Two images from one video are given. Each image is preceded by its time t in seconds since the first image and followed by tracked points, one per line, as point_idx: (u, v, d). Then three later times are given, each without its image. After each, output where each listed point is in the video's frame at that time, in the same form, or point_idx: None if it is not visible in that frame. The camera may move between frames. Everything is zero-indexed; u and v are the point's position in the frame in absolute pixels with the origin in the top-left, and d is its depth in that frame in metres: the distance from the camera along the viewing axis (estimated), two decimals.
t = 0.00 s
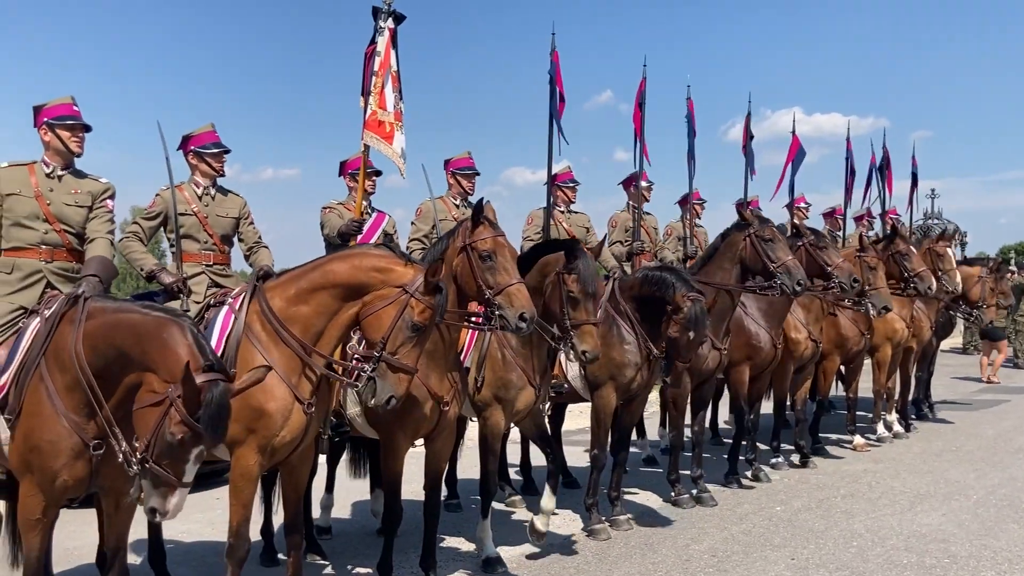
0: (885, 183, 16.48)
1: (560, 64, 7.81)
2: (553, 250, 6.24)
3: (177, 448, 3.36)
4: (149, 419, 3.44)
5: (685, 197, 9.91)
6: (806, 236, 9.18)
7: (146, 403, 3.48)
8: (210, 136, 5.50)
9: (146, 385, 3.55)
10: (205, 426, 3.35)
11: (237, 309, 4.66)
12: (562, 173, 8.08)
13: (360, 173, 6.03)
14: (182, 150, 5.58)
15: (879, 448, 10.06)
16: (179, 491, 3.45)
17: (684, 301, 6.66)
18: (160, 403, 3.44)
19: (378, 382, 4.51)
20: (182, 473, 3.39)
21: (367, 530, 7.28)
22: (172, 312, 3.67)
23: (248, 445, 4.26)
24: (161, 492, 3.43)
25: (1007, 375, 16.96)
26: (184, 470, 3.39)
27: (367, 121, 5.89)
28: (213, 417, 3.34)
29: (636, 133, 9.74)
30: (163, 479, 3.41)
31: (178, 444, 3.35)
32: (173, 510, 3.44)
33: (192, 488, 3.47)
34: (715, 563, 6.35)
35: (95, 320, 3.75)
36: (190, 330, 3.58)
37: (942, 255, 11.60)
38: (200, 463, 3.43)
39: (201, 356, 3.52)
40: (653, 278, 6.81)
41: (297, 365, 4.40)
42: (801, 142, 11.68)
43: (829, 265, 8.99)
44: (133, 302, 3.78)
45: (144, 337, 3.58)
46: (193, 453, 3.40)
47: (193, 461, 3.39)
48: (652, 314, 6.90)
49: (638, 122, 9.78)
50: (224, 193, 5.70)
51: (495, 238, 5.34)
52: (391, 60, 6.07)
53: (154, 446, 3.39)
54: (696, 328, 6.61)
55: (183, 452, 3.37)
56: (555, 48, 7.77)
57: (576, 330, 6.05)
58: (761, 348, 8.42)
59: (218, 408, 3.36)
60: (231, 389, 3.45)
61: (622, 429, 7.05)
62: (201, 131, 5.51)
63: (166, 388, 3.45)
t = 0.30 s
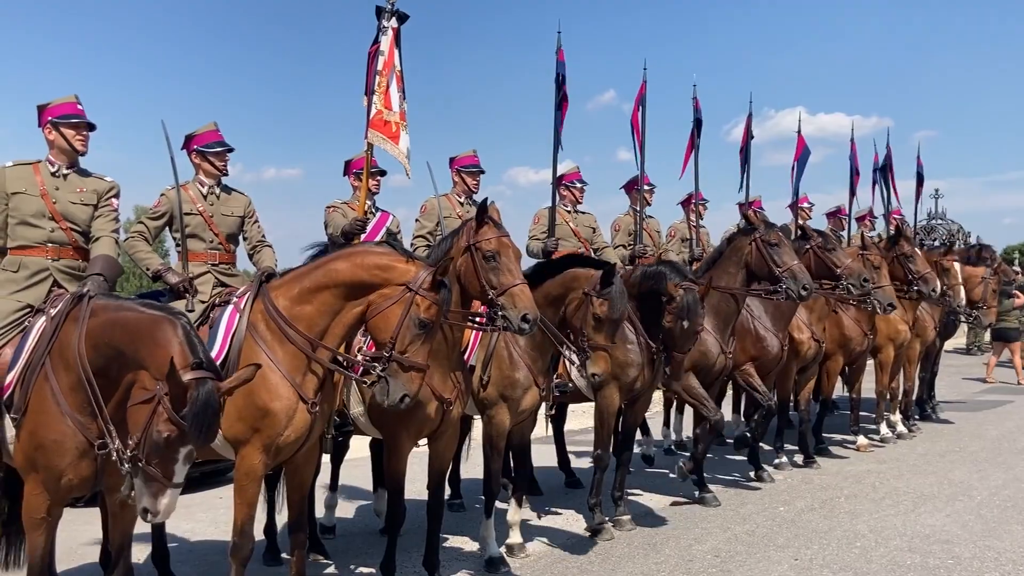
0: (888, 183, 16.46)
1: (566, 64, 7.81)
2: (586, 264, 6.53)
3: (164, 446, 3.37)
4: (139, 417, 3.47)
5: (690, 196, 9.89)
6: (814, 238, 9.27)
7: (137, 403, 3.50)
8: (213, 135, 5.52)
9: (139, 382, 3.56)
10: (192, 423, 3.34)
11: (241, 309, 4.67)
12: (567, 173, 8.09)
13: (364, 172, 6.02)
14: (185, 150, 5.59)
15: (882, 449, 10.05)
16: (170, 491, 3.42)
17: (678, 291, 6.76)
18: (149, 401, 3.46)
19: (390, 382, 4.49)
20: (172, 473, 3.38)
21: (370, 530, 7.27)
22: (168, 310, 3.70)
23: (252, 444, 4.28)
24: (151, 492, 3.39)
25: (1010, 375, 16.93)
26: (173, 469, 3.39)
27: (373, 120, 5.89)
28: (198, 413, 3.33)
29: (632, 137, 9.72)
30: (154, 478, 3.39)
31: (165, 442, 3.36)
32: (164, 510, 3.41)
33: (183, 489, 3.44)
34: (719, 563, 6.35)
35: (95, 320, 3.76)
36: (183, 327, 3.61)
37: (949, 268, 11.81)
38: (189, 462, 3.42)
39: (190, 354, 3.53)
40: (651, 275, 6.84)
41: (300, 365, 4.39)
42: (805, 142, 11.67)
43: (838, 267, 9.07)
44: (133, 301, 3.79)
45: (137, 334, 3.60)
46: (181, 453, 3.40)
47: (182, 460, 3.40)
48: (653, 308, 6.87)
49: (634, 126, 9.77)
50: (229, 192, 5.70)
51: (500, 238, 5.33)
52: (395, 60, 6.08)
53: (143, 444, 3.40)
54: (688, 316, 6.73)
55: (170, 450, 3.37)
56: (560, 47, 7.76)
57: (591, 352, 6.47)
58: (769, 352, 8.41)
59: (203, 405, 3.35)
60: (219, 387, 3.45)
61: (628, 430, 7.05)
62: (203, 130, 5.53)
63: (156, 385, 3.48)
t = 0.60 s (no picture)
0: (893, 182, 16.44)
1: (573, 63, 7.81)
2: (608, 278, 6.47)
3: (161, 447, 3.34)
4: (138, 417, 3.47)
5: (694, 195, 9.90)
6: (813, 234, 9.15)
7: (134, 403, 3.50)
8: (220, 135, 5.52)
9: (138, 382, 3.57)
10: (187, 425, 3.31)
11: (249, 307, 4.68)
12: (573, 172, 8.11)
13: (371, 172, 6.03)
14: (192, 150, 5.59)
15: (886, 448, 10.05)
16: (170, 491, 3.41)
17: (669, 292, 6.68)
18: (146, 402, 3.45)
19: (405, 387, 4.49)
20: (170, 474, 3.35)
21: (374, 529, 7.29)
22: (168, 310, 3.68)
23: (257, 443, 4.29)
24: (151, 492, 3.41)
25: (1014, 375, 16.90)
26: (171, 470, 3.35)
27: (382, 121, 5.89)
28: (193, 415, 3.29)
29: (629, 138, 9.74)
30: (153, 478, 3.39)
31: (161, 443, 3.33)
32: (164, 510, 3.41)
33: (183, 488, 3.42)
34: (723, 563, 6.35)
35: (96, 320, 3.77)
36: (180, 327, 3.59)
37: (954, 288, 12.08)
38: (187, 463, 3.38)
39: (187, 354, 3.51)
40: (647, 275, 6.87)
41: (306, 365, 4.40)
42: (810, 141, 11.67)
43: (837, 262, 8.97)
44: (134, 301, 3.81)
45: (134, 333, 3.62)
46: (178, 455, 3.35)
47: (180, 461, 3.35)
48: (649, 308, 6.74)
49: (632, 127, 9.77)
50: (236, 191, 5.71)
51: (504, 238, 5.35)
52: (402, 60, 6.09)
53: (142, 446, 3.40)
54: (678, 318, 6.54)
55: (165, 452, 3.33)
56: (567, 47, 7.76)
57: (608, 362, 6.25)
58: (770, 348, 8.42)
59: (199, 406, 3.30)
60: (215, 387, 3.37)
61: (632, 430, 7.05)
62: (210, 129, 5.53)
63: (152, 386, 3.47)
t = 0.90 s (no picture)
0: (897, 182, 16.39)
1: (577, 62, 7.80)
2: (617, 284, 6.54)
3: (168, 406, 3.51)
4: (140, 379, 3.60)
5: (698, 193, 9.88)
6: (815, 232, 9.04)
7: (138, 365, 3.60)
8: (227, 134, 5.53)
9: (140, 349, 3.60)
10: (192, 384, 3.43)
11: (254, 305, 4.67)
12: (578, 170, 8.11)
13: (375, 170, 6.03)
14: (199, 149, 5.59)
15: (890, 448, 10.02)
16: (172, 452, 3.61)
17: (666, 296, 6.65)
18: (149, 364, 3.56)
19: (407, 387, 4.51)
20: (174, 435, 3.55)
21: (377, 528, 7.29)
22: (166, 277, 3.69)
23: (261, 442, 4.30)
24: (153, 455, 3.60)
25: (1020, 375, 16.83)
26: (177, 428, 3.54)
27: (385, 119, 5.88)
28: (200, 375, 3.40)
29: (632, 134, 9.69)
30: (156, 439, 3.58)
31: (169, 402, 3.48)
32: (167, 471, 3.62)
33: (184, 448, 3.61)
34: (726, 563, 6.33)
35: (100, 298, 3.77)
36: (179, 292, 3.58)
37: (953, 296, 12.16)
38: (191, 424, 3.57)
39: (191, 314, 3.51)
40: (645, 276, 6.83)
41: (310, 363, 4.40)
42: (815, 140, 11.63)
43: (838, 262, 8.87)
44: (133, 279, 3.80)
45: (138, 305, 3.59)
46: (183, 415, 3.52)
47: (184, 421, 3.52)
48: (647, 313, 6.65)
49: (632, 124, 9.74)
50: (243, 190, 5.71)
51: (508, 237, 5.33)
52: (406, 58, 6.07)
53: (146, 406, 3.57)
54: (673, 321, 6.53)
55: (173, 412, 3.50)
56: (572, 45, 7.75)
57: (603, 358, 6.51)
58: (772, 347, 8.39)
59: (202, 363, 3.40)
60: (222, 348, 3.46)
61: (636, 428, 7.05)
62: (218, 128, 5.54)
63: (155, 348, 3.55)
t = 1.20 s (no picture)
0: (901, 181, 16.36)
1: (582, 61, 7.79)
2: (617, 277, 6.57)
3: (208, 277, 3.46)
4: (169, 280, 3.51)
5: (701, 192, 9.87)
6: (826, 236, 8.97)
7: (160, 269, 3.55)
8: (232, 133, 5.52)
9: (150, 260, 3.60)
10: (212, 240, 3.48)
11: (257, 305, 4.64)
12: (581, 170, 8.10)
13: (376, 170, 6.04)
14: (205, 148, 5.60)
15: (893, 447, 10.00)
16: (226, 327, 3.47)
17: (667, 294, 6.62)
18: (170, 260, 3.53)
19: (410, 355, 4.39)
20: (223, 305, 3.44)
21: (379, 526, 7.30)
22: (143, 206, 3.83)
23: (263, 440, 4.31)
24: (213, 337, 3.43)
25: None
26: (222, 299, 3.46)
27: (385, 119, 5.88)
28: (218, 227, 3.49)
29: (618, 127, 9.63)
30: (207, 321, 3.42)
31: (206, 272, 3.45)
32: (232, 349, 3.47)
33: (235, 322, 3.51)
34: (728, 562, 6.32)
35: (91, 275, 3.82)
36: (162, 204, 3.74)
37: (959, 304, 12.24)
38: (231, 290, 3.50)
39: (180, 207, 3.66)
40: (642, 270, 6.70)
41: (310, 360, 4.39)
42: (819, 138, 11.61)
43: (844, 269, 8.84)
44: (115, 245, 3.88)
45: (129, 237, 3.65)
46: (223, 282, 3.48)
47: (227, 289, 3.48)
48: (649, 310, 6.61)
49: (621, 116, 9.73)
50: (246, 190, 5.72)
51: (511, 235, 5.34)
52: (407, 58, 6.08)
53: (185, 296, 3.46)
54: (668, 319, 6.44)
55: (212, 280, 3.46)
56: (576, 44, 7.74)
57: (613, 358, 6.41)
58: (775, 346, 8.36)
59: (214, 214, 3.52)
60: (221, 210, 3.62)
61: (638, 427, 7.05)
62: (223, 128, 5.53)
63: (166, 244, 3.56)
